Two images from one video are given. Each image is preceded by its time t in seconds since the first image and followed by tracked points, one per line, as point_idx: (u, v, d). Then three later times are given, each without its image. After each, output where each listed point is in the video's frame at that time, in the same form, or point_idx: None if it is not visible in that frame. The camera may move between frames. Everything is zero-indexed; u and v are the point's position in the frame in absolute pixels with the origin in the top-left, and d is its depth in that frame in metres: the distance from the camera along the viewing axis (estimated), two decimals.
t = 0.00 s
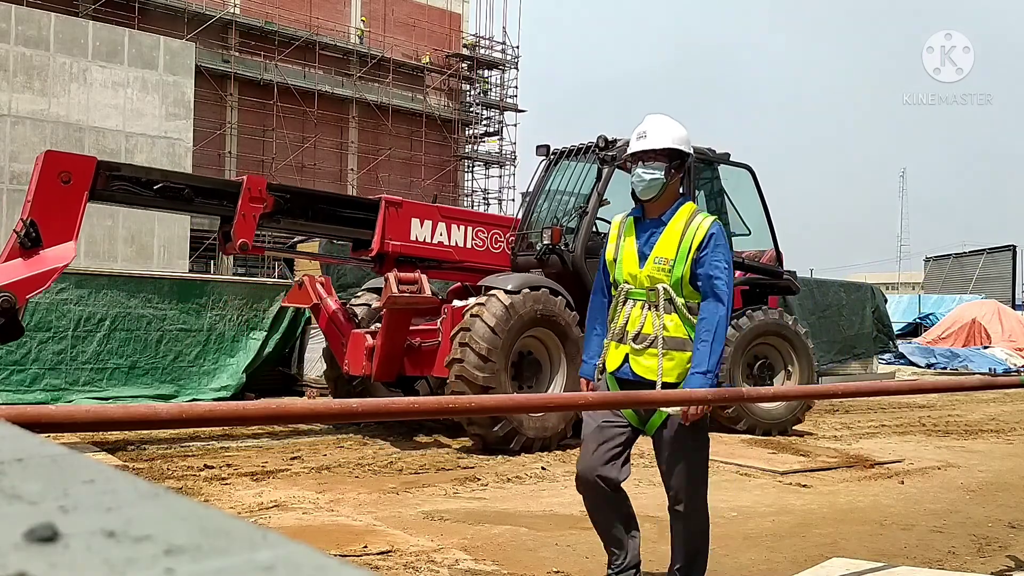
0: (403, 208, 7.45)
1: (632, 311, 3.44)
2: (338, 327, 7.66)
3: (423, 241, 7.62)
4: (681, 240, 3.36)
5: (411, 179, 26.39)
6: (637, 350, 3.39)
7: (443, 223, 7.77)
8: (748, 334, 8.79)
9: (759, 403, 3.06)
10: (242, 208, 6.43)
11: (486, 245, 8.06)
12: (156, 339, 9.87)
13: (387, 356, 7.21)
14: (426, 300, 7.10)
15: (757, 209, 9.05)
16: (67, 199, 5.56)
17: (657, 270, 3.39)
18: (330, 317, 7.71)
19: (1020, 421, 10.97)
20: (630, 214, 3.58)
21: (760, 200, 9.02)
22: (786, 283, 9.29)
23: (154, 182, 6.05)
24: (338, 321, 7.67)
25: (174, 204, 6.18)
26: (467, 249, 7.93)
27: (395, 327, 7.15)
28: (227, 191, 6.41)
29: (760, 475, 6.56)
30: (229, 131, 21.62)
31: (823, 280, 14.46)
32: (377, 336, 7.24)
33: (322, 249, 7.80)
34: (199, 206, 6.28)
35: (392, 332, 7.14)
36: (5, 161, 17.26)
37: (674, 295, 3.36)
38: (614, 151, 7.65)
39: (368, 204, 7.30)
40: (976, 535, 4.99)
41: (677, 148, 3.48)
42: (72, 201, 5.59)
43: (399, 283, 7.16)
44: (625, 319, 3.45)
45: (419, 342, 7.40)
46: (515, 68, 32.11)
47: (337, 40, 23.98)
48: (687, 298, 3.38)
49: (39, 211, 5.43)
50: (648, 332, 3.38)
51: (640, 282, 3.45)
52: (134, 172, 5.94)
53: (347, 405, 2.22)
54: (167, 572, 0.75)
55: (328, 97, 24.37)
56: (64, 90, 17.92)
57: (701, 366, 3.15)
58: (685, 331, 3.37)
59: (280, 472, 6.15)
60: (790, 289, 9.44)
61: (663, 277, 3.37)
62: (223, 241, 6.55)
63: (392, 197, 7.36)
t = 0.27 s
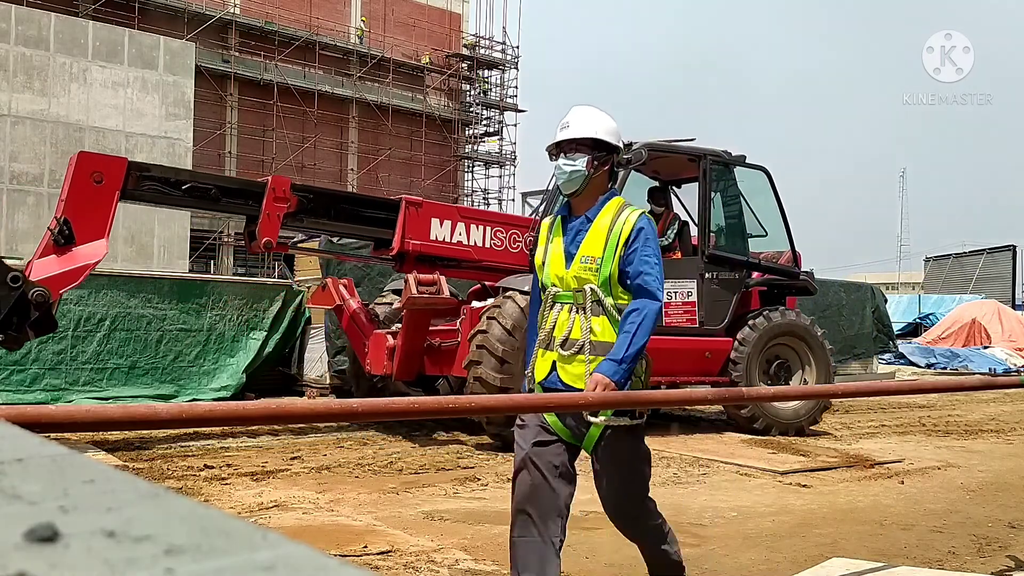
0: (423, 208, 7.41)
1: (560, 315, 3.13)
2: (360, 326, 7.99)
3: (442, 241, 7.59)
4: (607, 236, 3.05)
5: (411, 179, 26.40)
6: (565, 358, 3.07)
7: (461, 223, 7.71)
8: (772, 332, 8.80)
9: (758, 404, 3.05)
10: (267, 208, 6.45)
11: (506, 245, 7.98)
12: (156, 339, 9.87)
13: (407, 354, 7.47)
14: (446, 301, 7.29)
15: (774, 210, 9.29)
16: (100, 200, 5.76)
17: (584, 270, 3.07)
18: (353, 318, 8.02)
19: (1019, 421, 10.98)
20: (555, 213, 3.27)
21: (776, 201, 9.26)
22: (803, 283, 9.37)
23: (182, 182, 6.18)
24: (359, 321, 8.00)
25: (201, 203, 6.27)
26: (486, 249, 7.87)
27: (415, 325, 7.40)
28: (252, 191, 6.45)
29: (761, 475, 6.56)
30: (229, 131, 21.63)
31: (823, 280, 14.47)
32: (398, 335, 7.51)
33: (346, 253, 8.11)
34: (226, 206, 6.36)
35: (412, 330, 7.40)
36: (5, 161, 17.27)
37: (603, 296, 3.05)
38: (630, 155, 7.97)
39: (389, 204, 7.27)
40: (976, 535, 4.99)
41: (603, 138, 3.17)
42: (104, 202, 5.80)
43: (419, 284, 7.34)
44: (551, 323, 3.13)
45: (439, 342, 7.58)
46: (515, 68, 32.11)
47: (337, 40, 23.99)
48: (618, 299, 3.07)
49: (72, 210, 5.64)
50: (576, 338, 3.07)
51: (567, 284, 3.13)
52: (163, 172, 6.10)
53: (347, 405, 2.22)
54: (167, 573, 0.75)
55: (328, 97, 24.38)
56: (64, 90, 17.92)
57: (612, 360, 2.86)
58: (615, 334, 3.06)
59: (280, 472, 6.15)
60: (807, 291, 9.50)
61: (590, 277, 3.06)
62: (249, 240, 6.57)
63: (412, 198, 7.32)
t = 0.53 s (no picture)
0: (445, 208, 7.52)
1: (485, 305, 2.92)
2: (382, 323, 8.12)
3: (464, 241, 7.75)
4: (532, 217, 2.87)
5: (411, 179, 26.39)
6: (490, 348, 2.86)
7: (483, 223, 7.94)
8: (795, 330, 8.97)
9: (759, 404, 3.05)
10: (293, 206, 6.75)
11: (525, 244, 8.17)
12: (156, 339, 9.87)
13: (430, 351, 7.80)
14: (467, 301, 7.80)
15: (793, 214, 9.38)
16: (132, 195, 6.17)
17: (509, 253, 2.88)
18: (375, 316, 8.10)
19: (1020, 421, 10.98)
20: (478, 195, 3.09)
21: (796, 205, 9.36)
22: (821, 286, 9.44)
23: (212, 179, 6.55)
24: (382, 320, 8.12)
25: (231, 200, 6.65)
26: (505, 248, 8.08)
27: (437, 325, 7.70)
28: (278, 189, 6.76)
29: (761, 475, 6.57)
30: (229, 131, 21.64)
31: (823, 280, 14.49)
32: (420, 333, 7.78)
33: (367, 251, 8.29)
34: (253, 203, 6.72)
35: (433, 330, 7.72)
36: (5, 161, 17.27)
37: (528, 281, 2.85)
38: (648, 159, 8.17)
39: (412, 203, 7.40)
40: (976, 535, 4.99)
41: (524, 113, 3.02)
42: (137, 197, 6.22)
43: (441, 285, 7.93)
44: (476, 315, 2.92)
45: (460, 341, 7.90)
46: (515, 68, 32.09)
47: (337, 40, 23.99)
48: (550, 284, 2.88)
49: (106, 206, 6.08)
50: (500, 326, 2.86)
51: (491, 271, 2.93)
52: (195, 171, 6.49)
53: (347, 405, 2.22)
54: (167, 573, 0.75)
55: (328, 97, 24.39)
56: (64, 90, 17.92)
57: (593, 367, 2.74)
58: (543, 322, 2.85)
59: (280, 472, 6.15)
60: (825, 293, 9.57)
61: (514, 261, 2.87)
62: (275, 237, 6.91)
63: (435, 198, 7.45)
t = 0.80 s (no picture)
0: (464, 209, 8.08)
1: (392, 306, 2.69)
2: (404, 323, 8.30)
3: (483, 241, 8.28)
4: (449, 213, 2.63)
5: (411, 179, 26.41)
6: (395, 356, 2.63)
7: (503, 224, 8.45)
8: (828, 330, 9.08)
9: (759, 404, 3.05)
10: (318, 209, 7.13)
11: (546, 246, 8.74)
12: (156, 339, 9.87)
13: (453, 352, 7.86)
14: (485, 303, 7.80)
15: (812, 216, 9.39)
16: (163, 198, 6.42)
17: (422, 252, 2.64)
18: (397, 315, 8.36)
19: (1020, 421, 10.98)
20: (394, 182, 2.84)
21: (815, 207, 9.36)
22: (843, 287, 9.40)
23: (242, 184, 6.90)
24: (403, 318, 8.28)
25: (260, 204, 7.00)
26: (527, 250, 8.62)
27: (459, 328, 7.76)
28: (305, 193, 7.17)
29: (761, 475, 6.57)
30: (229, 131, 21.67)
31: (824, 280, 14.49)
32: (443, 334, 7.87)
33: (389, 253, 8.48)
34: (279, 207, 7.08)
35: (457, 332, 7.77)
36: (5, 161, 17.30)
37: (439, 284, 2.61)
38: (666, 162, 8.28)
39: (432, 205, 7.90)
40: (976, 535, 4.99)
41: (446, 97, 2.78)
42: (169, 200, 6.46)
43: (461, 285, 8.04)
44: (381, 317, 2.69)
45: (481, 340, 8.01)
46: (515, 68, 32.12)
47: (337, 40, 24.01)
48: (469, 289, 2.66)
49: (139, 209, 6.32)
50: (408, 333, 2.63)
51: (401, 269, 2.69)
52: (223, 176, 6.78)
53: (347, 404, 2.21)
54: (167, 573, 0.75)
55: (328, 97, 24.42)
56: (64, 90, 17.94)
57: (538, 379, 2.58)
58: (454, 330, 2.62)
59: (280, 472, 6.15)
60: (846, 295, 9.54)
61: (425, 261, 2.63)
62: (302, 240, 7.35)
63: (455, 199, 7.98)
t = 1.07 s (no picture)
0: (486, 211, 8.48)
1: (286, 293, 2.61)
2: (426, 322, 8.62)
3: (502, 242, 8.61)
4: (340, 189, 2.53)
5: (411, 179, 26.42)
6: (286, 346, 2.52)
7: (523, 225, 8.77)
8: (857, 336, 9.23)
9: (760, 403, 3.05)
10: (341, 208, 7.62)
11: (565, 246, 8.96)
12: (156, 339, 9.88)
13: (470, 350, 8.04)
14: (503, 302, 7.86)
15: (830, 218, 9.44)
16: (193, 198, 6.71)
17: (316, 232, 2.53)
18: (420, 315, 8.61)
19: (1020, 421, 10.98)
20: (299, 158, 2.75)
21: (832, 209, 9.42)
22: (860, 290, 9.47)
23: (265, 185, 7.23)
24: (426, 317, 8.61)
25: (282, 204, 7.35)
26: (546, 250, 8.86)
27: (475, 326, 7.93)
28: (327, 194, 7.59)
29: (761, 475, 6.57)
30: (229, 131, 21.67)
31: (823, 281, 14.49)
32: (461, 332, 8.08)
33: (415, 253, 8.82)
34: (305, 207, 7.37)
35: (473, 330, 7.94)
36: (5, 161, 17.33)
37: (333, 270, 2.50)
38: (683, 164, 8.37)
39: (455, 207, 8.44)
40: (976, 535, 4.99)
41: (347, 61, 2.67)
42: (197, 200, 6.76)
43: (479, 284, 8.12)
44: (277, 303, 2.60)
45: (499, 339, 8.15)
46: (514, 69, 32.13)
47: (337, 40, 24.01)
48: (353, 273, 2.52)
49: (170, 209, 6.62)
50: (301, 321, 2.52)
51: (297, 251, 2.59)
52: (250, 177, 7.09)
53: (348, 404, 2.21)
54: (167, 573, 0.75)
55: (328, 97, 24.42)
56: (64, 90, 17.94)
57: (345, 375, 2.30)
58: (347, 319, 2.49)
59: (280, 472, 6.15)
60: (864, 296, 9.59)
61: (321, 244, 2.52)
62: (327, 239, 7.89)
63: (477, 202, 8.43)
